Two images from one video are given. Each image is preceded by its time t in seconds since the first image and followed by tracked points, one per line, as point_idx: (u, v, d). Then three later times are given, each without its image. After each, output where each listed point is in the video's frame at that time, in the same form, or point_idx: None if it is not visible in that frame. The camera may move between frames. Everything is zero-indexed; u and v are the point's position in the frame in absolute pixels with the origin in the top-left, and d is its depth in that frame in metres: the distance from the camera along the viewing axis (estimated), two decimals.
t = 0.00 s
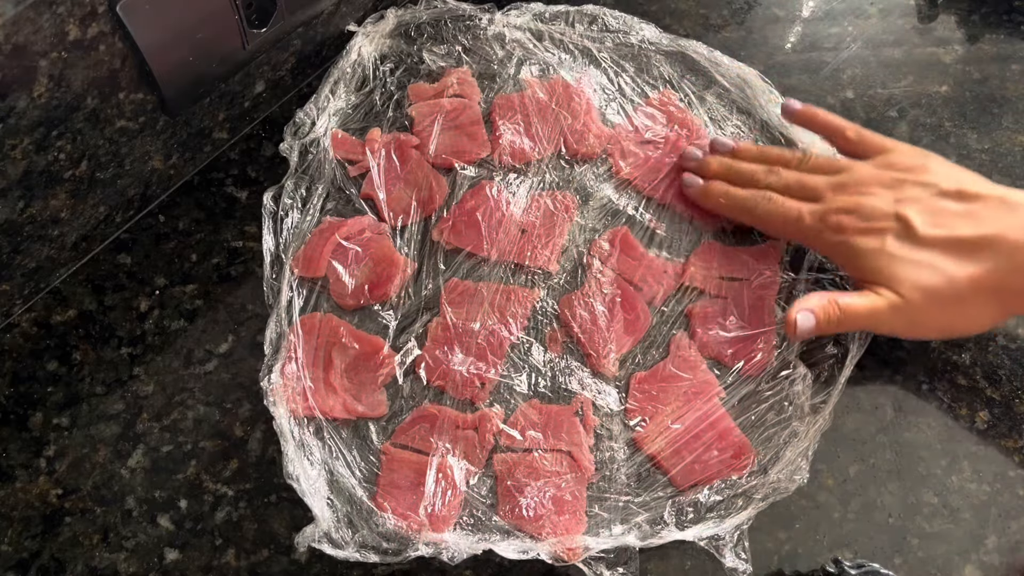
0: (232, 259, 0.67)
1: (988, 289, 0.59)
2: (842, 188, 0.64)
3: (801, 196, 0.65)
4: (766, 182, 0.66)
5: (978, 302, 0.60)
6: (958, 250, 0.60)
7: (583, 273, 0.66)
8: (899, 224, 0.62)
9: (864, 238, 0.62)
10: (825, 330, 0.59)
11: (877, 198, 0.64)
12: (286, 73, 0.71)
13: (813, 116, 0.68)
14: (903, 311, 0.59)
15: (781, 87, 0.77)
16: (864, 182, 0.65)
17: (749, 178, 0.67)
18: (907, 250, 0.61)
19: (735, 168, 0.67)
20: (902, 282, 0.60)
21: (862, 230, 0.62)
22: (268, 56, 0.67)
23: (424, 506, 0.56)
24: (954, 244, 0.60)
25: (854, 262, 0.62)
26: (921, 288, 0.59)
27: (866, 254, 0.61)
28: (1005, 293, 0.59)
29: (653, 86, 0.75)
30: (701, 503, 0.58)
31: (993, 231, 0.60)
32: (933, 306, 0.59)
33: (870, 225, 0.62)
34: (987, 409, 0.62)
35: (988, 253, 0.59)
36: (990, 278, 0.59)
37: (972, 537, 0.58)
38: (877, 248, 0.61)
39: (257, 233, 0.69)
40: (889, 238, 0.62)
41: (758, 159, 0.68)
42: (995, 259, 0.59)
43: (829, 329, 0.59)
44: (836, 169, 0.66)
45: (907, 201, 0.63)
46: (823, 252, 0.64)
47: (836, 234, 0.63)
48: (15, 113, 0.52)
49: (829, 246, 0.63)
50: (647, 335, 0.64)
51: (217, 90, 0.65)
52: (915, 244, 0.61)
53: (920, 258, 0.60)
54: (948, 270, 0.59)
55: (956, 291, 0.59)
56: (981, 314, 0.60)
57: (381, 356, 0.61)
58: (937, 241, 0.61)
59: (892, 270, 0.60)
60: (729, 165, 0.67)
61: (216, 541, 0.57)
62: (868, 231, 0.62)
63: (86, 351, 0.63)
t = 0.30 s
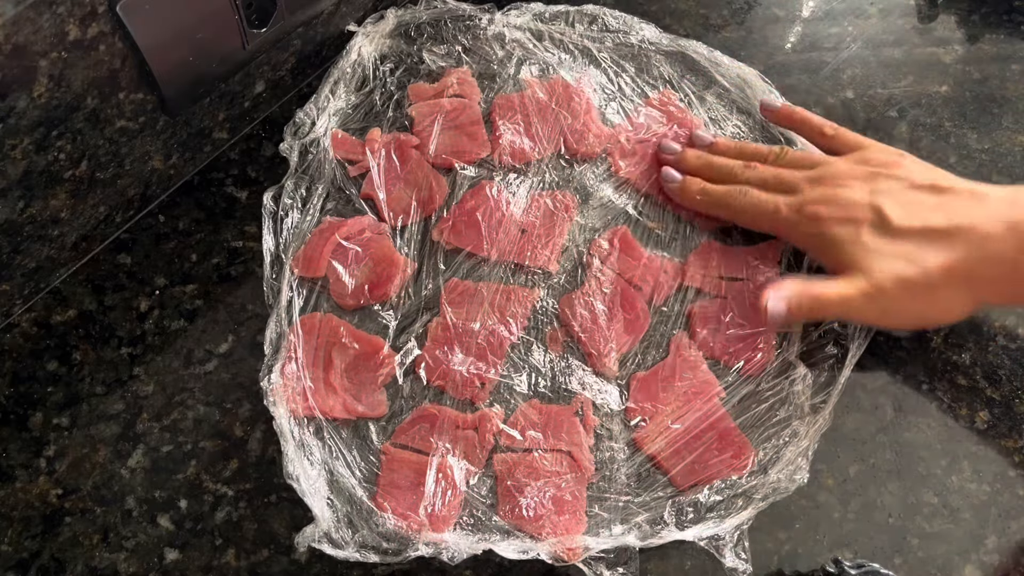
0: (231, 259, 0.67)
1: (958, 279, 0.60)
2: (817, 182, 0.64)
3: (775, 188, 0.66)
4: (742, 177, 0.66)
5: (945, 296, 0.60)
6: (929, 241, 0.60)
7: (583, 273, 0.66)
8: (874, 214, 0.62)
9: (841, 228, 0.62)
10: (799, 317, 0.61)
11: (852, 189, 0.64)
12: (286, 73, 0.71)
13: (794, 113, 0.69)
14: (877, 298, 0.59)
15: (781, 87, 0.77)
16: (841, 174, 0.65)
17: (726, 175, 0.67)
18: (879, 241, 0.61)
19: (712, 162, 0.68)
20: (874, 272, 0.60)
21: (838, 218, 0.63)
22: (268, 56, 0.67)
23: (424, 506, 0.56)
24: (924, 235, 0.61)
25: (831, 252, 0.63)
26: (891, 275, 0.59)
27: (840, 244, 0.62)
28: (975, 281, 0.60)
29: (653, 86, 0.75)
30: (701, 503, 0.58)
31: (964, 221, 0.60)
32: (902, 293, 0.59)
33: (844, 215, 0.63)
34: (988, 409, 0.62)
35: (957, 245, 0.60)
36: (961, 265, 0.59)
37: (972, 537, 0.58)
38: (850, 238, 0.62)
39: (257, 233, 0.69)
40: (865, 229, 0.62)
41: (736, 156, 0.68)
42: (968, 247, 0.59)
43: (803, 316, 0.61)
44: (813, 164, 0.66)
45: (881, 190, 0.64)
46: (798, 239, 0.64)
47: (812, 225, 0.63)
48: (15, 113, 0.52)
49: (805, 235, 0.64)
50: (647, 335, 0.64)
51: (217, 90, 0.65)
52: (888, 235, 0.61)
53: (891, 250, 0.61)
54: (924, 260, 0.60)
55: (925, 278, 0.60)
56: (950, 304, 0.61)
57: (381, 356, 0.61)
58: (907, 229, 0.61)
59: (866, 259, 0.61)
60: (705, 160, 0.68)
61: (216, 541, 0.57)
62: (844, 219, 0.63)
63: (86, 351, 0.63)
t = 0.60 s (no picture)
0: (232, 259, 0.67)
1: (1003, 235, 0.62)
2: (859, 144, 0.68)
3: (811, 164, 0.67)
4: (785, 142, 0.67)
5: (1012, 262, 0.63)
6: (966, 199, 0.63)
7: (583, 273, 0.66)
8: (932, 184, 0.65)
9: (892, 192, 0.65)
10: (841, 259, 0.59)
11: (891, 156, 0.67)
12: (286, 73, 0.71)
13: (777, 84, 0.71)
14: (915, 261, 0.61)
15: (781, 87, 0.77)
16: (879, 146, 0.68)
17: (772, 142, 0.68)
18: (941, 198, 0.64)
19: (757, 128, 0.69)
20: (921, 233, 0.62)
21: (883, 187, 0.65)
22: (268, 56, 0.67)
23: (424, 506, 0.56)
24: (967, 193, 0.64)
25: (876, 219, 0.64)
26: (944, 242, 0.61)
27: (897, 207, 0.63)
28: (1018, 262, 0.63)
29: (653, 86, 0.75)
30: (701, 503, 0.58)
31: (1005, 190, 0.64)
32: (952, 265, 0.62)
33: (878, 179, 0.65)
34: (987, 409, 0.62)
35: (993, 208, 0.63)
36: (1007, 231, 0.62)
37: (972, 537, 0.58)
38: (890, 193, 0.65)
39: (257, 233, 0.69)
40: (908, 195, 0.65)
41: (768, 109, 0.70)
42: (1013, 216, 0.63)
43: (841, 258, 0.59)
44: (857, 137, 0.69)
45: (927, 159, 0.67)
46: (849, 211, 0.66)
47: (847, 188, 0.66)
48: (15, 113, 0.52)
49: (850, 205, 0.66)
50: (647, 335, 0.64)
51: (217, 90, 0.65)
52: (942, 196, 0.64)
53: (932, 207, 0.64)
54: (970, 226, 0.62)
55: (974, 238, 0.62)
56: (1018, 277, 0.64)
57: (381, 356, 0.61)
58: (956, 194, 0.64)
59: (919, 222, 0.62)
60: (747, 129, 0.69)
61: (216, 541, 0.57)
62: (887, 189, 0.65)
63: (86, 351, 0.63)
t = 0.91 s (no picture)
0: (232, 259, 0.67)
1: (981, 249, 0.63)
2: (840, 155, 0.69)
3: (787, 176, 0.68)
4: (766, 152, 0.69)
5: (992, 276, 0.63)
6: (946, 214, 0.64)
7: (584, 274, 0.66)
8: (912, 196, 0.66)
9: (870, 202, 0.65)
10: (817, 292, 0.62)
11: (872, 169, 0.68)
12: (286, 73, 0.71)
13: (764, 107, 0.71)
14: (893, 278, 0.62)
15: (781, 86, 0.77)
16: (863, 159, 0.68)
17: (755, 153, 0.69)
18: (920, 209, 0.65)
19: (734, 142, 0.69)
20: (894, 250, 0.63)
21: (863, 201, 0.66)
22: (268, 56, 0.67)
23: (424, 506, 0.56)
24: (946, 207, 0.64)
25: (851, 232, 0.65)
26: (915, 257, 0.63)
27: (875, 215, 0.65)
28: (992, 275, 0.63)
29: (653, 86, 0.75)
30: (701, 503, 0.58)
31: (983, 207, 0.64)
32: (924, 276, 0.63)
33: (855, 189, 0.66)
34: (987, 409, 0.62)
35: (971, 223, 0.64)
36: (982, 248, 0.63)
37: (972, 537, 0.58)
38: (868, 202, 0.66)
39: (257, 233, 0.69)
40: (886, 209, 0.65)
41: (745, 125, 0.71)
42: (991, 229, 0.63)
43: (820, 289, 0.62)
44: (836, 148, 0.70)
45: (908, 172, 0.68)
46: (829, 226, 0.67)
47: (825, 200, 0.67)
48: (15, 113, 0.52)
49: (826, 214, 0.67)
50: (647, 335, 0.64)
51: (217, 90, 0.65)
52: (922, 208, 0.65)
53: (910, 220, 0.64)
54: (944, 241, 0.63)
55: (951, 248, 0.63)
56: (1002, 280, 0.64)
57: (381, 356, 0.61)
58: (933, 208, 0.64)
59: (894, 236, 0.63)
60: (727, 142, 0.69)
61: (216, 541, 0.57)
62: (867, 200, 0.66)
63: (86, 351, 0.63)
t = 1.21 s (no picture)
0: (232, 259, 0.67)
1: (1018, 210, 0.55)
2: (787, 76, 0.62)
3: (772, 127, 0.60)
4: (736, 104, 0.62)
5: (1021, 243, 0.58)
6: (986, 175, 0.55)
7: (584, 273, 0.66)
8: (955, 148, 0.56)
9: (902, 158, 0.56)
10: (744, 190, 0.54)
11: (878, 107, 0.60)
12: (286, 73, 0.71)
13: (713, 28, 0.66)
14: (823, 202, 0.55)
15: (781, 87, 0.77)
16: (808, 75, 0.63)
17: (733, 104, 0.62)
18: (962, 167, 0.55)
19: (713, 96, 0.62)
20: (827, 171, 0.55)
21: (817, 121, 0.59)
22: (268, 56, 0.67)
23: (424, 506, 0.56)
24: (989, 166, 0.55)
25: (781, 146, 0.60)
26: (842, 178, 0.55)
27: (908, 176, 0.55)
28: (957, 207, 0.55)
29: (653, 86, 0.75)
30: (701, 503, 0.58)
31: (936, 138, 0.56)
32: (856, 204, 0.54)
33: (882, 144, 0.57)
34: (988, 409, 0.62)
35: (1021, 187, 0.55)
36: (925, 183, 0.55)
37: (972, 537, 0.58)
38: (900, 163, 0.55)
39: (257, 233, 0.69)
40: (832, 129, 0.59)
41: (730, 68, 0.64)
42: (930, 162, 0.55)
43: (744, 192, 0.54)
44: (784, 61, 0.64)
45: (857, 100, 0.61)
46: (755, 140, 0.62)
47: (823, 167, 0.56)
48: (15, 113, 0.52)
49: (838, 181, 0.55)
50: (648, 335, 0.64)
51: (217, 90, 0.65)
52: (966, 165, 0.55)
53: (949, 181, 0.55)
54: (884, 170, 0.55)
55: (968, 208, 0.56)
56: None
57: (382, 356, 0.61)
58: (975, 166, 0.55)
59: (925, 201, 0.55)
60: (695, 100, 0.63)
61: (216, 541, 0.57)
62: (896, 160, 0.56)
63: (86, 351, 0.63)
